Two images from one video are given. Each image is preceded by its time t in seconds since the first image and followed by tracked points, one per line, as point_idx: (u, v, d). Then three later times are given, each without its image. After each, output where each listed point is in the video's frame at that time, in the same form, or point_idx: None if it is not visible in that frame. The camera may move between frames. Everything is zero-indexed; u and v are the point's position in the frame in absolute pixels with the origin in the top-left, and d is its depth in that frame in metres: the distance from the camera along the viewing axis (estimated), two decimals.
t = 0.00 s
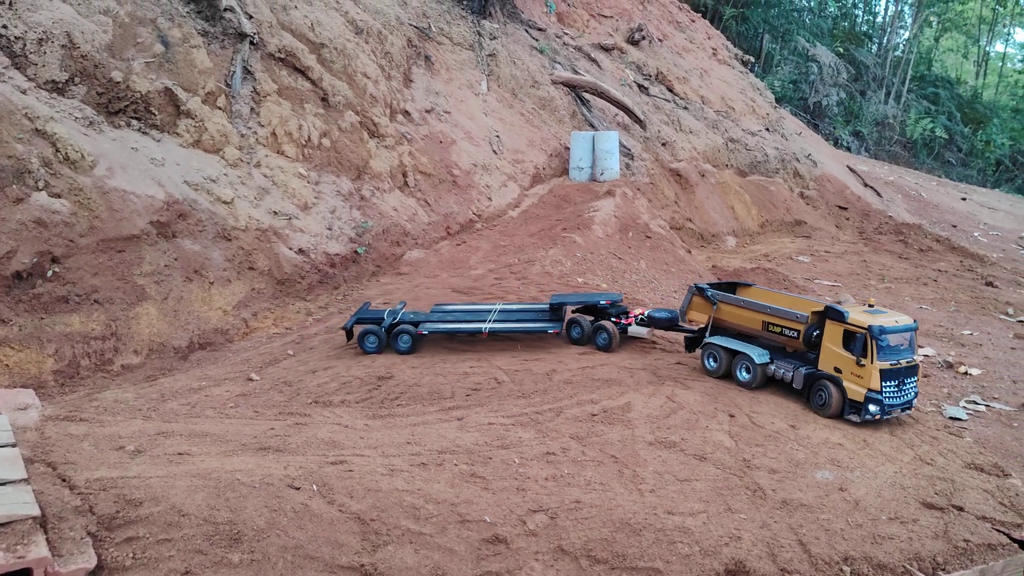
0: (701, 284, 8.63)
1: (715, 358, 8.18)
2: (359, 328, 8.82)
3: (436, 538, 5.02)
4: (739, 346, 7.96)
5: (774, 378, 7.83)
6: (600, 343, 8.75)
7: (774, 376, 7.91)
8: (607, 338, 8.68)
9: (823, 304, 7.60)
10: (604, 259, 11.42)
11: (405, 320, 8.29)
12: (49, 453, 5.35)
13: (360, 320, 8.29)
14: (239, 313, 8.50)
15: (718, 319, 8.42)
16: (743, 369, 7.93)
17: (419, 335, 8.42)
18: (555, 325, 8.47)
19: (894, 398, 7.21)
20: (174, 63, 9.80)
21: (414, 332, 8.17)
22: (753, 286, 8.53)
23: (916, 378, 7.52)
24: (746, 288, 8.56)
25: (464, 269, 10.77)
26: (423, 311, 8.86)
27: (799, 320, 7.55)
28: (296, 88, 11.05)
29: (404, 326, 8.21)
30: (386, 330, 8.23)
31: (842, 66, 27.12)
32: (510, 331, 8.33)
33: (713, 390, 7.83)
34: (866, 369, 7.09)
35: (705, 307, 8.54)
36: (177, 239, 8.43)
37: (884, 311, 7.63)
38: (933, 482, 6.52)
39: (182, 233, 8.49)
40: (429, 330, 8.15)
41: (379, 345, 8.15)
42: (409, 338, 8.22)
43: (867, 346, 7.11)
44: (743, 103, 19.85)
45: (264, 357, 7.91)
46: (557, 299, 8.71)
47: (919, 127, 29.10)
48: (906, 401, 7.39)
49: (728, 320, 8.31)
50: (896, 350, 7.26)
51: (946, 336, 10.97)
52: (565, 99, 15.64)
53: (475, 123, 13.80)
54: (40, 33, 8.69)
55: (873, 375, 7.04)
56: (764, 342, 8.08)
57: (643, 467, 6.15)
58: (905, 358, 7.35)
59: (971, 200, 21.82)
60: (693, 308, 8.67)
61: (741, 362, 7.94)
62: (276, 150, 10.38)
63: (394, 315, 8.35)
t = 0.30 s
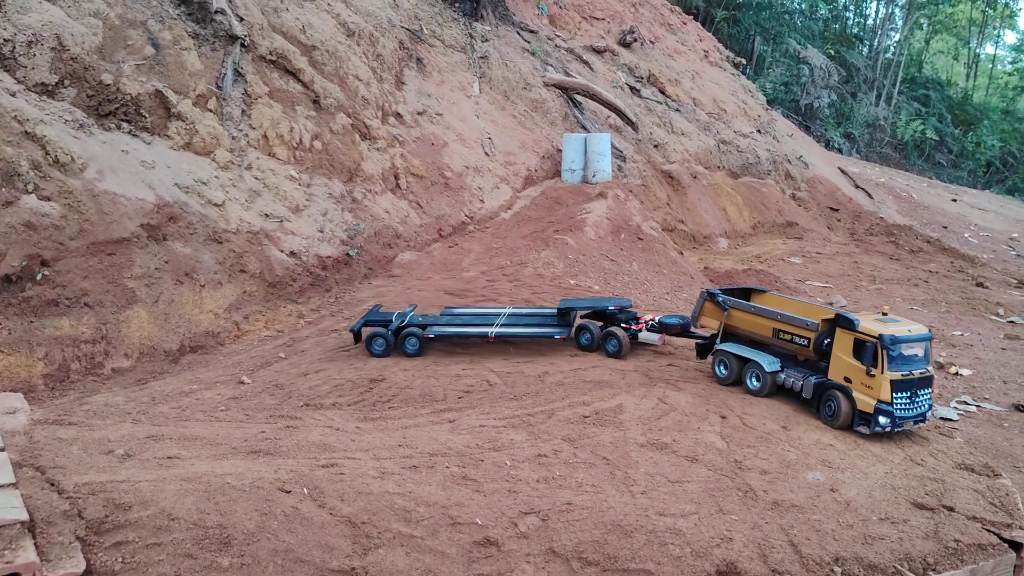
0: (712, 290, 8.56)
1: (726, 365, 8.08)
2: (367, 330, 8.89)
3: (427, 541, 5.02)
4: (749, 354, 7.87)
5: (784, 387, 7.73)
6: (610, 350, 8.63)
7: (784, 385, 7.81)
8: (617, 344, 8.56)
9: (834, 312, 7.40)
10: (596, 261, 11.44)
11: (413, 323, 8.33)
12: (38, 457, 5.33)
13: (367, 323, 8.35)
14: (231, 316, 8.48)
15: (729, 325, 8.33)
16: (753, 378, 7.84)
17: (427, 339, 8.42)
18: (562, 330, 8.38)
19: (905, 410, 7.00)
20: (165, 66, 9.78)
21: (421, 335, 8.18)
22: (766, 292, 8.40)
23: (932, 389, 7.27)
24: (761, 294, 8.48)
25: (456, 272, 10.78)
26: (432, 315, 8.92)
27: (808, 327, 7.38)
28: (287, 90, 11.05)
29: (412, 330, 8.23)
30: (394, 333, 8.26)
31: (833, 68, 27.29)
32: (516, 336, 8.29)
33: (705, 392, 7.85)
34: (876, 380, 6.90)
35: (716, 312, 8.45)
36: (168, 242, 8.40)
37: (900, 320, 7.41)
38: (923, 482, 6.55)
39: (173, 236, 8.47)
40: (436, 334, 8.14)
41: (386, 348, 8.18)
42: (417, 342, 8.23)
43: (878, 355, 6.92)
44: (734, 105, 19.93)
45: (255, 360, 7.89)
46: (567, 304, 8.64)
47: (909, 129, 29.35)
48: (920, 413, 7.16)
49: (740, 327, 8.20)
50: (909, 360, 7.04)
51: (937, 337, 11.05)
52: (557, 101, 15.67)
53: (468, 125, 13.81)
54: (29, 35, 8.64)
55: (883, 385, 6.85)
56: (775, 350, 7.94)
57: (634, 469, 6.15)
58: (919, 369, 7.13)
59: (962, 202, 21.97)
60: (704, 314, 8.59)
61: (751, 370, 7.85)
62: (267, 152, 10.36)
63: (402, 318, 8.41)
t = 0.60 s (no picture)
0: (730, 292, 8.51)
1: (740, 370, 7.98)
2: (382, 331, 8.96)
3: (418, 541, 5.02)
4: (764, 359, 7.74)
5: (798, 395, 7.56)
6: (624, 355, 8.50)
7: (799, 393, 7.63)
8: (630, 348, 8.43)
9: (852, 320, 7.29)
10: (588, 262, 11.46)
11: (423, 325, 8.41)
12: (27, 459, 5.33)
13: (380, 324, 8.40)
14: (222, 317, 8.47)
15: (745, 329, 8.27)
16: (767, 384, 7.71)
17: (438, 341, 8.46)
18: (572, 334, 8.30)
19: (922, 425, 6.78)
20: (156, 67, 9.78)
21: (432, 337, 8.22)
22: (786, 297, 8.32)
23: (951, 405, 7.02)
24: (780, 299, 8.41)
25: (449, 273, 10.79)
26: (447, 317, 9.02)
27: (826, 334, 7.30)
28: (279, 91, 11.05)
29: (422, 332, 8.28)
30: (405, 335, 8.29)
31: (824, 69, 27.44)
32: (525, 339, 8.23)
33: (697, 392, 7.87)
34: (893, 392, 6.71)
35: (734, 315, 8.40)
36: (159, 243, 8.38)
37: (922, 331, 7.17)
38: (914, 481, 6.58)
39: (165, 237, 8.46)
40: (447, 336, 8.15)
41: (398, 349, 8.16)
42: (428, 343, 8.25)
43: (896, 367, 6.73)
44: (727, 106, 20.01)
45: (247, 361, 7.88)
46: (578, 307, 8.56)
47: (901, 130, 29.41)
48: (937, 429, 6.93)
49: (756, 331, 8.15)
50: (929, 373, 6.82)
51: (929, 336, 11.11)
52: (549, 102, 15.71)
53: (460, 126, 13.82)
54: (19, 36, 8.60)
55: (900, 399, 6.65)
56: (792, 356, 7.86)
57: (626, 468, 6.17)
58: (938, 383, 6.89)
59: (953, 202, 22.10)
60: (721, 316, 8.56)
61: (766, 376, 7.73)
62: (259, 153, 10.35)
63: (414, 321, 8.49)
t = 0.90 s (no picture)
0: (745, 298, 8.33)
1: (753, 379, 7.87)
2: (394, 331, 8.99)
3: (410, 541, 5.03)
4: (778, 368, 7.57)
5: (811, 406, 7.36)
6: (636, 358, 8.41)
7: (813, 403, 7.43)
8: (644, 352, 8.34)
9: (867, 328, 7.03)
10: (583, 262, 11.48)
11: (437, 325, 8.44)
12: (19, 460, 5.33)
13: (393, 323, 8.45)
14: (216, 318, 8.46)
15: (759, 336, 8.08)
16: (780, 394, 7.54)
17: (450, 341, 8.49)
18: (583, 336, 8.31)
19: (937, 439, 6.54)
20: (148, 67, 9.77)
21: (443, 337, 8.24)
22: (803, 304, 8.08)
23: (969, 418, 6.75)
24: (799, 307, 8.29)
25: (443, 273, 10.81)
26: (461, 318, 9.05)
27: (838, 343, 7.06)
28: (272, 91, 11.05)
29: (435, 333, 8.31)
30: (417, 335, 8.31)
31: (818, 69, 27.56)
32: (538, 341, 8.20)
33: (690, 392, 7.88)
34: (906, 404, 6.47)
35: (748, 322, 8.22)
36: (152, 244, 8.38)
37: (941, 340, 6.89)
38: (906, 479, 6.60)
39: (158, 238, 8.45)
40: (458, 336, 8.18)
41: (410, 350, 8.20)
42: (440, 343, 8.29)
43: (909, 379, 6.47)
44: (721, 106, 20.07)
45: (241, 362, 7.89)
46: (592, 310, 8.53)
47: (894, 130, 29.55)
48: (954, 443, 6.67)
49: (770, 338, 7.95)
50: (945, 385, 6.54)
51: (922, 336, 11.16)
52: (543, 102, 15.74)
53: (454, 127, 13.84)
54: (11, 36, 8.57)
55: (913, 411, 6.41)
56: (807, 365, 7.63)
57: (619, 468, 6.19)
58: (956, 395, 6.62)
59: (946, 201, 22.21)
60: (735, 323, 8.39)
61: (779, 386, 7.55)
62: (253, 154, 10.35)
63: (427, 321, 8.51)
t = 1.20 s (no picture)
0: (750, 300, 8.37)
1: (757, 381, 7.83)
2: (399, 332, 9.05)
3: (406, 540, 5.04)
4: (781, 371, 7.55)
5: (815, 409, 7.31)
6: (641, 359, 8.38)
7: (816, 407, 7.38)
8: (648, 353, 8.32)
9: (872, 331, 7.05)
10: (578, 262, 11.50)
11: (441, 325, 8.48)
12: (13, 461, 5.33)
13: (398, 324, 8.53)
14: (211, 319, 8.46)
15: (763, 338, 8.11)
16: (784, 397, 7.50)
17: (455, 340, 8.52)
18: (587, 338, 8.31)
19: (941, 443, 6.50)
20: (143, 67, 9.76)
21: (448, 337, 8.25)
22: (809, 307, 8.11)
23: (974, 423, 6.72)
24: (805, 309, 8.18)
25: (439, 273, 10.83)
26: (467, 318, 9.09)
27: (843, 345, 7.11)
28: (267, 92, 11.05)
29: (439, 332, 8.32)
30: (421, 336, 8.35)
31: (812, 70, 27.66)
32: (541, 341, 8.22)
33: (685, 391, 7.89)
34: (910, 408, 6.44)
35: (752, 324, 8.25)
36: (147, 244, 8.37)
37: (945, 344, 6.87)
38: (901, 477, 6.63)
39: (153, 238, 8.44)
40: (463, 336, 8.20)
41: (415, 350, 8.20)
42: (444, 343, 8.31)
43: (913, 381, 6.45)
44: (715, 106, 20.13)
45: (236, 362, 7.88)
46: (597, 311, 8.50)
47: (889, 130, 29.66)
48: (958, 448, 6.63)
49: (774, 341, 7.98)
50: (950, 389, 6.52)
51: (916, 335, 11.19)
52: (538, 103, 15.76)
53: (450, 127, 13.85)
54: (6, 37, 8.55)
55: (917, 415, 6.38)
56: (812, 368, 7.63)
57: (614, 467, 6.20)
58: (960, 399, 6.59)
59: (940, 201, 22.32)
60: (740, 325, 8.42)
61: (783, 389, 7.51)
62: (248, 154, 10.34)
63: (432, 321, 8.57)
